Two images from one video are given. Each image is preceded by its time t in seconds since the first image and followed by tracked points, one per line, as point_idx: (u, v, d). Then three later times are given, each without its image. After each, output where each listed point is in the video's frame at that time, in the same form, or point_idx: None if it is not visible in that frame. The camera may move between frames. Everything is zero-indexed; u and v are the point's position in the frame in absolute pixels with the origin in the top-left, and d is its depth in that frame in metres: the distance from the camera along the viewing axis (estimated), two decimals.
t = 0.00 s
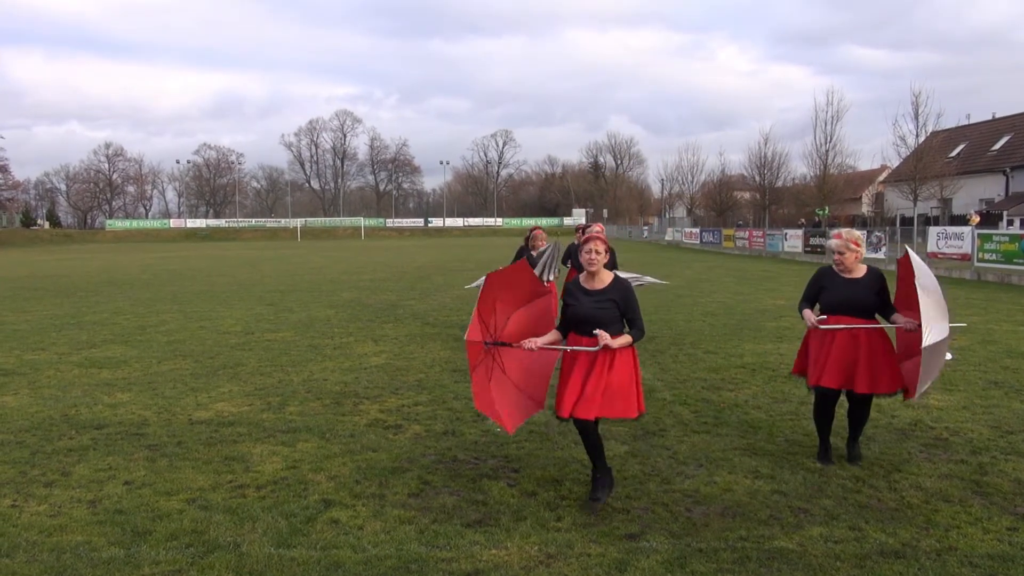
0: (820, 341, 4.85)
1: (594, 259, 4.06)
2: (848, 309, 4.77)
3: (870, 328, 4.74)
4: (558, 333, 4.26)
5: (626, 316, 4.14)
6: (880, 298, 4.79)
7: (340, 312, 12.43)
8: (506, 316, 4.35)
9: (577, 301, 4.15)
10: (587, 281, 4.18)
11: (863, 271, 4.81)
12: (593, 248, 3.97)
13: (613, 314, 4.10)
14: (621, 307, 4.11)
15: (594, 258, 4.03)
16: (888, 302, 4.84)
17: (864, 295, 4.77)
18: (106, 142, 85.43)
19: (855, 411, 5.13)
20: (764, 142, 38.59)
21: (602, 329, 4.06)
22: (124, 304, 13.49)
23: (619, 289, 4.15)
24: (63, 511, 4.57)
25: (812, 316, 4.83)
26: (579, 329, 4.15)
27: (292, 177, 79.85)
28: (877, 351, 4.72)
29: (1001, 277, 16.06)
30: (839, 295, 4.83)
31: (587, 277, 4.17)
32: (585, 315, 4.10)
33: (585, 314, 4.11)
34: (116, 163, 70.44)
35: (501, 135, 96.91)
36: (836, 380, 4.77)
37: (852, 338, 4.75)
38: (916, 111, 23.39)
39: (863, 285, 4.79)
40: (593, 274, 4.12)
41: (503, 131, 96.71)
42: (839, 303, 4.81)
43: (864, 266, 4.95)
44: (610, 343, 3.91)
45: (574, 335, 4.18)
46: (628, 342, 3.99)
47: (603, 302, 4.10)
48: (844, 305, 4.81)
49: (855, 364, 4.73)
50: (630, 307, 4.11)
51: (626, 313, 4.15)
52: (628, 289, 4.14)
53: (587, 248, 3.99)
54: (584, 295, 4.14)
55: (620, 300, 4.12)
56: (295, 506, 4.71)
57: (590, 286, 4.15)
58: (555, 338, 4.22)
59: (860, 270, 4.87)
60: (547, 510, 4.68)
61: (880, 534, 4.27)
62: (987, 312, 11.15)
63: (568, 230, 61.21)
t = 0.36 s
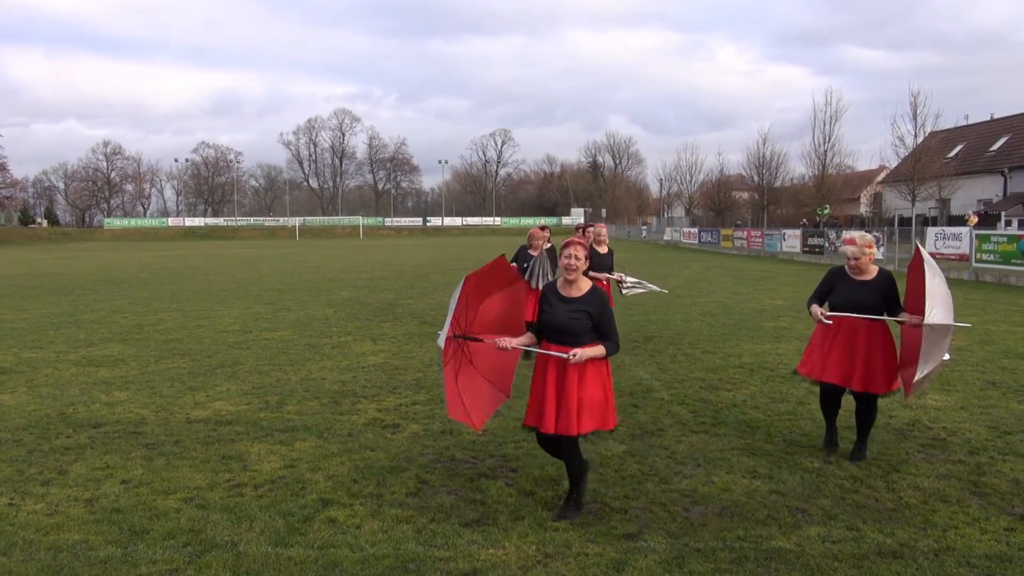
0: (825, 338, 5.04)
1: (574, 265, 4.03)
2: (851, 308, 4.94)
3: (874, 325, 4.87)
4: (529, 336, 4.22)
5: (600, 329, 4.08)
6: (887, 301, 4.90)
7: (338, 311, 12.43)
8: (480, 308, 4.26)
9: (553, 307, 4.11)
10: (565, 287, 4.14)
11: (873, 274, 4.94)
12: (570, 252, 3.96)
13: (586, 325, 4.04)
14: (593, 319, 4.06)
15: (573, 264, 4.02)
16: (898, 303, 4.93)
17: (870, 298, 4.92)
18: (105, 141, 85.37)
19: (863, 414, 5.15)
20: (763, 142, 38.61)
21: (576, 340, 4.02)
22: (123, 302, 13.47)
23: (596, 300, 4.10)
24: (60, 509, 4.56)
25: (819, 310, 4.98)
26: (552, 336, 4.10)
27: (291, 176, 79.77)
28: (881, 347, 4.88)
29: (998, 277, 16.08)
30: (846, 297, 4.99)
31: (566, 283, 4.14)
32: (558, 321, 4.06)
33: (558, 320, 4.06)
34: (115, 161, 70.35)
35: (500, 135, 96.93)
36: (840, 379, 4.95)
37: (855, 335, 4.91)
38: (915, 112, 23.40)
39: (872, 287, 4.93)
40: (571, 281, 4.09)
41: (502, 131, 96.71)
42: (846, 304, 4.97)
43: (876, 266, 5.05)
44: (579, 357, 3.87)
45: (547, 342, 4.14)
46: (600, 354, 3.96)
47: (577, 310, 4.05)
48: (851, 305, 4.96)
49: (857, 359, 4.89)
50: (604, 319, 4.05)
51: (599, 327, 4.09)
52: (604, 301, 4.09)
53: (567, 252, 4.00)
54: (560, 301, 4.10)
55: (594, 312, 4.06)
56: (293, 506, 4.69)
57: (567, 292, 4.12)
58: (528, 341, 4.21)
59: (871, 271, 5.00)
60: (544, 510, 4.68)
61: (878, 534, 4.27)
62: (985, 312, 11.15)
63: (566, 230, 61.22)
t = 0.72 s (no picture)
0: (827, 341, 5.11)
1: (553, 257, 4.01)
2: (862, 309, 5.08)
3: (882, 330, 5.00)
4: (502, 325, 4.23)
5: (574, 321, 4.11)
6: (885, 301, 5.13)
7: (337, 310, 12.42)
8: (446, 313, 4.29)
9: (530, 299, 4.09)
10: (540, 278, 4.14)
11: (869, 278, 5.12)
12: (551, 247, 3.92)
13: (563, 318, 4.06)
14: (569, 312, 4.08)
15: (553, 255, 3.96)
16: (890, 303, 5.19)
17: (874, 299, 5.10)
18: (104, 140, 85.29)
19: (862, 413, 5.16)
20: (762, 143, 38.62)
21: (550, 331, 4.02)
22: (121, 301, 13.46)
23: (573, 293, 4.11)
24: (57, 508, 4.55)
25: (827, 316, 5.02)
26: (526, 327, 4.09)
27: (290, 176, 79.75)
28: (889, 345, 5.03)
29: (997, 278, 16.09)
30: (852, 300, 5.11)
31: (542, 274, 4.13)
32: (536, 315, 4.04)
33: (534, 313, 4.05)
34: (114, 160, 70.28)
35: (500, 135, 96.92)
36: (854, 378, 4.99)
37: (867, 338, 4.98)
38: (914, 113, 23.42)
39: (873, 289, 5.12)
40: (548, 273, 4.08)
41: (501, 131, 96.71)
42: (854, 306, 5.09)
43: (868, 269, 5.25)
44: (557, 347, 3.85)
45: (519, 332, 4.14)
46: (578, 350, 3.95)
47: (553, 304, 4.06)
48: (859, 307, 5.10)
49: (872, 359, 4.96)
50: (580, 313, 4.07)
51: (574, 319, 4.12)
52: (578, 295, 4.11)
53: (546, 246, 3.95)
54: (536, 293, 4.10)
55: (571, 305, 4.08)
56: (290, 505, 4.69)
57: (542, 283, 4.12)
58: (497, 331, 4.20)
59: (866, 274, 5.19)
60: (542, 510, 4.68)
61: (876, 535, 4.28)
62: (983, 313, 11.17)
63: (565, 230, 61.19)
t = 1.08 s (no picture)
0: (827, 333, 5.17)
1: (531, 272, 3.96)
2: (863, 304, 5.10)
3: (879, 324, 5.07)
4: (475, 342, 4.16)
5: (550, 335, 4.07)
6: (888, 296, 5.16)
7: (337, 311, 12.42)
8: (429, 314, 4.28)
9: (508, 316, 4.03)
10: (517, 292, 4.08)
11: (872, 273, 5.15)
12: (528, 263, 3.86)
13: (543, 332, 4.03)
14: (545, 326, 4.04)
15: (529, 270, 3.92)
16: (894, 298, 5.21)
17: (876, 294, 5.13)
18: (105, 140, 85.32)
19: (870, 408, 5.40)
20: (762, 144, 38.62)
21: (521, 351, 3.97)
22: (121, 301, 13.46)
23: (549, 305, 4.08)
24: (57, 508, 4.55)
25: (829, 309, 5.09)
26: (502, 344, 4.03)
27: (291, 175, 79.74)
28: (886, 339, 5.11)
29: (997, 278, 16.09)
30: (854, 294, 5.14)
31: (518, 287, 4.07)
32: (514, 330, 3.99)
33: (512, 328, 4.00)
34: (114, 159, 70.26)
35: (500, 135, 96.98)
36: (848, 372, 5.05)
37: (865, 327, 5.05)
38: (914, 113, 23.44)
39: (875, 285, 5.15)
40: (524, 287, 4.02)
41: (501, 131, 96.74)
42: (855, 301, 5.12)
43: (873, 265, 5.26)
44: (525, 370, 3.81)
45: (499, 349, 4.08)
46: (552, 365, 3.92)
47: (529, 319, 4.01)
48: (861, 302, 5.13)
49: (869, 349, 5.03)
50: (559, 325, 4.05)
51: (550, 333, 4.08)
52: (555, 307, 4.08)
53: (523, 262, 3.90)
54: (513, 309, 4.04)
55: (550, 317, 4.05)
56: (290, 505, 4.69)
57: (519, 296, 4.07)
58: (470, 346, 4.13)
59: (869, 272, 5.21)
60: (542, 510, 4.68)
61: (875, 535, 4.28)
62: (983, 313, 11.17)
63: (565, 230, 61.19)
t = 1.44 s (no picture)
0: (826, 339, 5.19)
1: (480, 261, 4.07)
2: (859, 309, 5.13)
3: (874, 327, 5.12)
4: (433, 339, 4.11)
5: (510, 317, 4.17)
6: (883, 298, 5.20)
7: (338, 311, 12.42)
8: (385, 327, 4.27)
9: (464, 306, 4.10)
10: (468, 284, 4.16)
11: (866, 277, 5.19)
12: (478, 251, 3.96)
13: (502, 315, 4.12)
14: (503, 310, 4.14)
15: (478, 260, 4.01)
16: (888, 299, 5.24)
17: (871, 297, 5.16)
18: (106, 141, 85.42)
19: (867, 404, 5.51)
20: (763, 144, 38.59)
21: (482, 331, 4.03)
22: (122, 302, 13.46)
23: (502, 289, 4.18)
24: (58, 508, 4.56)
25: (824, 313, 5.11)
26: (465, 333, 4.08)
27: (292, 176, 79.78)
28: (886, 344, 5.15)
29: (998, 279, 16.09)
30: (850, 299, 5.17)
31: (468, 279, 4.16)
32: (475, 317, 4.06)
33: (472, 316, 4.06)
34: (115, 160, 70.33)
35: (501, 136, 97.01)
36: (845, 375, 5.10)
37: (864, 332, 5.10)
38: (915, 113, 23.44)
39: (869, 288, 5.18)
40: (475, 277, 4.11)
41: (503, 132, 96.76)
42: (850, 306, 5.15)
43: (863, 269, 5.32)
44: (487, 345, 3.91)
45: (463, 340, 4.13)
46: (515, 345, 4.00)
47: (487, 305, 4.10)
48: (857, 307, 5.16)
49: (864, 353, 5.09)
50: (516, 306, 4.17)
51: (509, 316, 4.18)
52: (510, 290, 4.18)
53: (471, 250, 4.00)
54: (469, 299, 4.11)
55: (506, 300, 4.16)
56: (291, 505, 4.70)
57: (472, 288, 4.14)
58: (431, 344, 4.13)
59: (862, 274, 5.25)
60: (543, 510, 4.68)
61: (876, 536, 4.28)
62: (983, 314, 11.17)
63: (565, 230, 61.20)
